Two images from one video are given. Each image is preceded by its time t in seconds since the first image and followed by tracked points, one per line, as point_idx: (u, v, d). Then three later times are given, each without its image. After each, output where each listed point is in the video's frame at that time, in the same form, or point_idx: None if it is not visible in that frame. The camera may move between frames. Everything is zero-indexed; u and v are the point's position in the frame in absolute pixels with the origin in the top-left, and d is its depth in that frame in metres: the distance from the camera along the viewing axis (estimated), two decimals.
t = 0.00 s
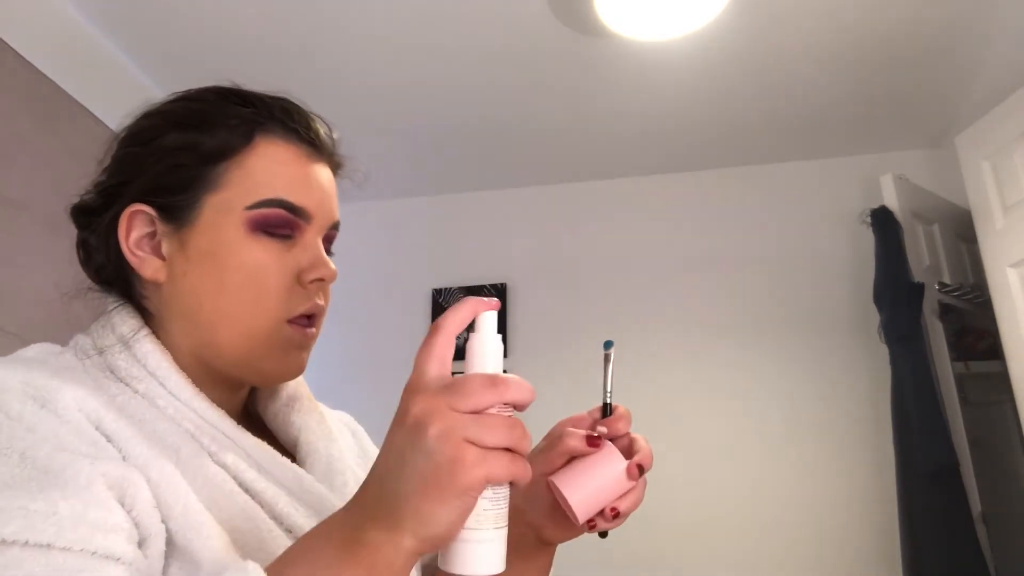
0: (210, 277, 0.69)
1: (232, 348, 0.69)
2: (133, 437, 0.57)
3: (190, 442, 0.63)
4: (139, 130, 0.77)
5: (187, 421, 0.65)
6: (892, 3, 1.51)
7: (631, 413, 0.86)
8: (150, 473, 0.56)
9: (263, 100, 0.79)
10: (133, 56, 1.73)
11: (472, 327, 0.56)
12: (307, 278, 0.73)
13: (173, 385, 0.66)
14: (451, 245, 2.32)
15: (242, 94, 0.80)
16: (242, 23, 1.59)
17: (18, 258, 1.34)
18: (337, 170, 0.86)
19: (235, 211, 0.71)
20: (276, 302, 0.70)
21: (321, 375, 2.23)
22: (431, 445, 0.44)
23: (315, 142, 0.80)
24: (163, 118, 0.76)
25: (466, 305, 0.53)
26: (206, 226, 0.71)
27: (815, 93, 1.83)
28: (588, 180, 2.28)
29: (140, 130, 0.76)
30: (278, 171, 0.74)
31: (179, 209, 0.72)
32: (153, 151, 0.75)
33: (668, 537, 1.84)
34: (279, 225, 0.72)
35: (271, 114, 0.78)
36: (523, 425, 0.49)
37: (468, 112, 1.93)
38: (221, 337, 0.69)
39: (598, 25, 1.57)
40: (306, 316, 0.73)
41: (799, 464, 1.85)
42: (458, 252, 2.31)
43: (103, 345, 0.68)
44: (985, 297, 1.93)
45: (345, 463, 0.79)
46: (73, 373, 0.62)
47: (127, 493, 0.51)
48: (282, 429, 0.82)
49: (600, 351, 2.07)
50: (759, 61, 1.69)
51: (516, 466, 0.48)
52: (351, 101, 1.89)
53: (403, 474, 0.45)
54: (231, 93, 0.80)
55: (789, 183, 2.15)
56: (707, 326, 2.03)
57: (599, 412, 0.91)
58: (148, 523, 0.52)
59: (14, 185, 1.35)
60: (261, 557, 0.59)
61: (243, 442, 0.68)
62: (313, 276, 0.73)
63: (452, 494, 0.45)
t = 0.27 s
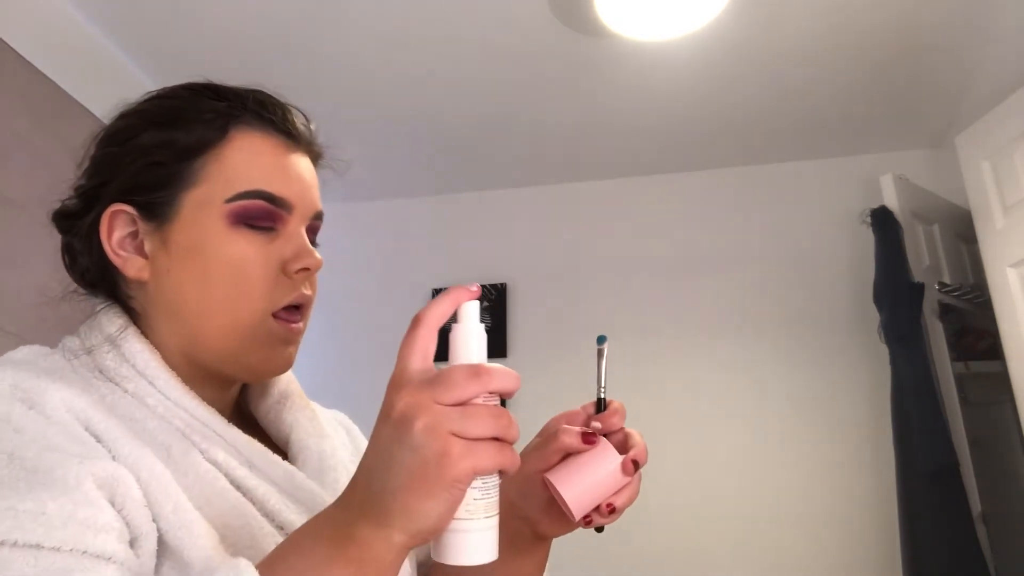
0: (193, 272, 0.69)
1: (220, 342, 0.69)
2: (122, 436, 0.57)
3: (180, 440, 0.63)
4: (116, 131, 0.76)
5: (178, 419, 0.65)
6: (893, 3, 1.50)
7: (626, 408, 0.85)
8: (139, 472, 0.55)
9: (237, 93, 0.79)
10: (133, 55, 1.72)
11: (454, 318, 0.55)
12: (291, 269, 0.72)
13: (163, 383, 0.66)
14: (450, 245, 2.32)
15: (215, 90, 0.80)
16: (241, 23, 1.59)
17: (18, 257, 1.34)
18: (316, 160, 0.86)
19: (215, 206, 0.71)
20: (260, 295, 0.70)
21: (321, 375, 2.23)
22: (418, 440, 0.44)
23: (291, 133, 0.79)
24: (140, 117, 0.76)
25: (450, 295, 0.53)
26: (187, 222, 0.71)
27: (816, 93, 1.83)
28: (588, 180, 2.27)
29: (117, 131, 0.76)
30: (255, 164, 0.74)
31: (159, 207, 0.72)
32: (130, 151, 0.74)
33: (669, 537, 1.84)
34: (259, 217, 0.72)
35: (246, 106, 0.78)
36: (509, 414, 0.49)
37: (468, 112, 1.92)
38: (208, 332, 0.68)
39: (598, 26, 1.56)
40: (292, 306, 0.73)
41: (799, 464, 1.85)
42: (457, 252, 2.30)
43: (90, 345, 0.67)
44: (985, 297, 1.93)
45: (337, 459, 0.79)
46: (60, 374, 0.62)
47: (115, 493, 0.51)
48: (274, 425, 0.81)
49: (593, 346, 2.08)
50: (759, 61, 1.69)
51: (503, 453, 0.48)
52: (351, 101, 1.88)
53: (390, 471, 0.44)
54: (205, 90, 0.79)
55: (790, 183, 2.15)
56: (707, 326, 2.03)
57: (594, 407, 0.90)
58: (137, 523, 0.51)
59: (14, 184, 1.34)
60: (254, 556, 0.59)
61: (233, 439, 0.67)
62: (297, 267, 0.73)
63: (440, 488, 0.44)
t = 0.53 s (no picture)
0: (189, 273, 0.69)
1: (215, 343, 0.69)
2: (116, 437, 0.57)
3: (175, 440, 0.63)
4: (112, 130, 0.76)
5: (173, 420, 0.65)
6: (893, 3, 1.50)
7: (621, 407, 0.85)
8: (135, 473, 0.55)
9: (234, 92, 0.79)
10: (132, 55, 1.72)
11: (441, 310, 0.55)
12: (287, 269, 0.72)
13: (158, 383, 0.66)
14: (450, 245, 2.32)
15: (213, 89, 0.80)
16: (241, 23, 1.59)
17: (17, 257, 1.34)
18: (314, 160, 0.86)
19: (211, 206, 0.71)
20: (256, 295, 0.70)
21: (320, 375, 2.23)
22: (407, 432, 0.44)
23: (289, 133, 0.79)
24: (137, 117, 0.76)
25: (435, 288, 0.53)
26: (183, 222, 0.71)
27: (816, 93, 1.82)
28: (588, 180, 2.27)
29: (114, 130, 0.76)
30: (252, 164, 0.74)
31: (155, 207, 0.72)
32: (127, 150, 0.74)
33: (669, 537, 1.83)
34: (256, 218, 0.72)
35: (244, 105, 0.77)
36: (497, 403, 0.49)
37: (467, 112, 1.92)
38: (203, 332, 0.68)
39: (598, 26, 1.56)
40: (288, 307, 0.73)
41: (799, 463, 1.85)
42: (457, 253, 2.30)
43: (85, 345, 0.67)
44: (985, 297, 1.93)
45: (334, 458, 0.79)
46: (54, 375, 0.62)
47: (110, 493, 0.51)
48: (270, 424, 0.81)
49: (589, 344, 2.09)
50: (760, 61, 1.68)
51: (492, 442, 0.48)
52: (351, 101, 1.88)
53: (380, 464, 0.44)
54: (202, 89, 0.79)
55: (790, 183, 2.14)
56: (708, 326, 2.03)
57: (589, 406, 0.90)
58: (133, 523, 0.51)
59: (14, 184, 1.34)
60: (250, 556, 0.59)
61: (228, 438, 0.67)
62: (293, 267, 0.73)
63: (430, 479, 0.44)
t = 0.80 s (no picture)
0: (190, 273, 0.69)
1: (215, 343, 0.69)
2: (116, 437, 0.57)
3: (176, 440, 0.63)
4: (114, 129, 0.76)
5: (174, 420, 0.65)
6: (894, 3, 1.50)
7: (622, 407, 0.85)
8: (135, 473, 0.55)
9: (237, 91, 0.78)
10: (133, 55, 1.72)
11: (433, 310, 0.55)
12: (288, 270, 0.72)
13: (158, 383, 0.65)
14: (450, 245, 2.32)
15: (215, 88, 0.79)
16: (241, 23, 1.58)
17: (17, 257, 1.34)
18: (316, 159, 0.86)
19: (212, 206, 0.71)
20: (256, 296, 0.70)
21: (320, 375, 2.23)
22: (404, 432, 0.44)
23: (291, 132, 0.79)
24: (138, 115, 0.76)
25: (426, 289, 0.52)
26: (184, 221, 0.71)
27: (817, 93, 1.82)
28: (588, 180, 2.27)
29: (116, 129, 0.76)
30: (254, 164, 0.74)
31: (156, 206, 0.72)
32: (129, 149, 0.74)
33: (669, 537, 1.83)
34: (258, 218, 0.72)
35: (246, 105, 0.77)
36: (493, 399, 0.49)
37: (467, 112, 1.92)
38: (203, 332, 0.68)
39: (598, 26, 1.56)
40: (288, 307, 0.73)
41: (799, 463, 1.85)
42: (457, 253, 2.30)
43: (86, 344, 0.67)
44: (985, 297, 1.93)
45: (335, 458, 0.79)
46: (54, 375, 0.62)
47: (110, 494, 0.51)
48: (271, 423, 0.81)
49: (590, 344, 2.09)
50: (760, 60, 1.68)
51: (489, 439, 0.48)
52: (351, 101, 1.88)
53: (379, 464, 0.44)
54: (205, 88, 0.79)
55: (790, 183, 2.14)
56: (708, 326, 2.03)
57: (590, 406, 0.90)
58: (133, 523, 0.51)
59: (15, 184, 1.34)
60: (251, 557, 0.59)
61: (229, 438, 0.67)
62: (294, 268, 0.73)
63: (429, 478, 0.44)
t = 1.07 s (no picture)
0: (193, 273, 0.69)
1: (217, 343, 0.69)
2: (118, 437, 0.57)
3: (177, 440, 0.63)
4: (119, 129, 0.76)
5: (175, 420, 0.65)
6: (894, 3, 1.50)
7: (621, 406, 0.85)
8: (136, 473, 0.55)
9: (241, 92, 0.79)
10: (133, 55, 1.72)
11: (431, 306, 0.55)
12: (291, 271, 0.72)
13: (159, 383, 0.66)
14: (450, 245, 2.32)
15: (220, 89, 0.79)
16: (241, 23, 1.59)
17: (17, 257, 1.34)
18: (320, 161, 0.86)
19: (215, 207, 0.71)
20: (258, 297, 0.70)
21: (321, 375, 2.23)
22: (403, 429, 0.44)
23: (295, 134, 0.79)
24: (143, 116, 0.76)
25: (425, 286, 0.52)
26: (187, 222, 0.71)
27: (816, 93, 1.82)
28: (588, 180, 2.27)
29: (121, 129, 0.76)
30: (258, 165, 0.74)
31: (160, 207, 0.72)
32: (133, 149, 0.75)
33: (670, 537, 1.83)
34: (261, 219, 0.72)
35: (250, 106, 0.77)
36: (491, 393, 0.49)
37: (468, 112, 1.92)
38: (206, 333, 0.68)
39: (598, 26, 1.56)
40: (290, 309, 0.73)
41: (799, 463, 1.85)
42: (457, 253, 2.30)
43: (87, 344, 0.67)
44: (985, 297, 1.93)
45: (335, 458, 0.79)
46: (56, 375, 0.62)
47: (111, 494, 0.51)
48: (271, 423, 0.81)
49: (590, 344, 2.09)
50: (761, 60, 1.68)
51: (489, 434, 0.48)
52: (351, 101, 1.88)
53: (379, 462, 0.45)
54: (210, 88, 0.79)
55: (790, 183, 2.14)
56: (708, 326, 2.03)
57: (589, 406, 0.90)
58: (135, 524, 0.51)
59: (15, 184, 1.34)
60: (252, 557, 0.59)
61: (230, 439, 0.67)
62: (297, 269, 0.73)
63: (429, 474, 0.45)
